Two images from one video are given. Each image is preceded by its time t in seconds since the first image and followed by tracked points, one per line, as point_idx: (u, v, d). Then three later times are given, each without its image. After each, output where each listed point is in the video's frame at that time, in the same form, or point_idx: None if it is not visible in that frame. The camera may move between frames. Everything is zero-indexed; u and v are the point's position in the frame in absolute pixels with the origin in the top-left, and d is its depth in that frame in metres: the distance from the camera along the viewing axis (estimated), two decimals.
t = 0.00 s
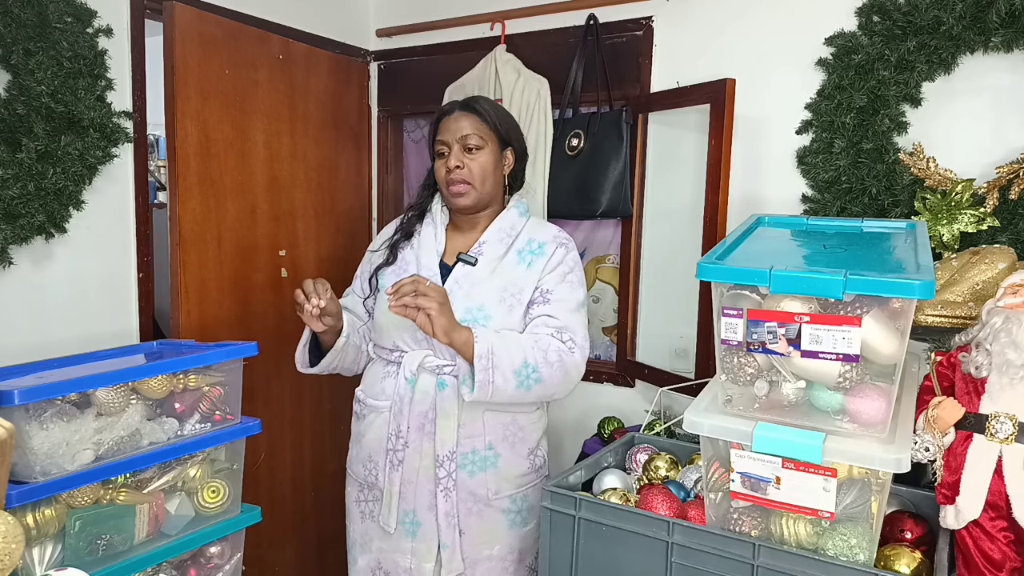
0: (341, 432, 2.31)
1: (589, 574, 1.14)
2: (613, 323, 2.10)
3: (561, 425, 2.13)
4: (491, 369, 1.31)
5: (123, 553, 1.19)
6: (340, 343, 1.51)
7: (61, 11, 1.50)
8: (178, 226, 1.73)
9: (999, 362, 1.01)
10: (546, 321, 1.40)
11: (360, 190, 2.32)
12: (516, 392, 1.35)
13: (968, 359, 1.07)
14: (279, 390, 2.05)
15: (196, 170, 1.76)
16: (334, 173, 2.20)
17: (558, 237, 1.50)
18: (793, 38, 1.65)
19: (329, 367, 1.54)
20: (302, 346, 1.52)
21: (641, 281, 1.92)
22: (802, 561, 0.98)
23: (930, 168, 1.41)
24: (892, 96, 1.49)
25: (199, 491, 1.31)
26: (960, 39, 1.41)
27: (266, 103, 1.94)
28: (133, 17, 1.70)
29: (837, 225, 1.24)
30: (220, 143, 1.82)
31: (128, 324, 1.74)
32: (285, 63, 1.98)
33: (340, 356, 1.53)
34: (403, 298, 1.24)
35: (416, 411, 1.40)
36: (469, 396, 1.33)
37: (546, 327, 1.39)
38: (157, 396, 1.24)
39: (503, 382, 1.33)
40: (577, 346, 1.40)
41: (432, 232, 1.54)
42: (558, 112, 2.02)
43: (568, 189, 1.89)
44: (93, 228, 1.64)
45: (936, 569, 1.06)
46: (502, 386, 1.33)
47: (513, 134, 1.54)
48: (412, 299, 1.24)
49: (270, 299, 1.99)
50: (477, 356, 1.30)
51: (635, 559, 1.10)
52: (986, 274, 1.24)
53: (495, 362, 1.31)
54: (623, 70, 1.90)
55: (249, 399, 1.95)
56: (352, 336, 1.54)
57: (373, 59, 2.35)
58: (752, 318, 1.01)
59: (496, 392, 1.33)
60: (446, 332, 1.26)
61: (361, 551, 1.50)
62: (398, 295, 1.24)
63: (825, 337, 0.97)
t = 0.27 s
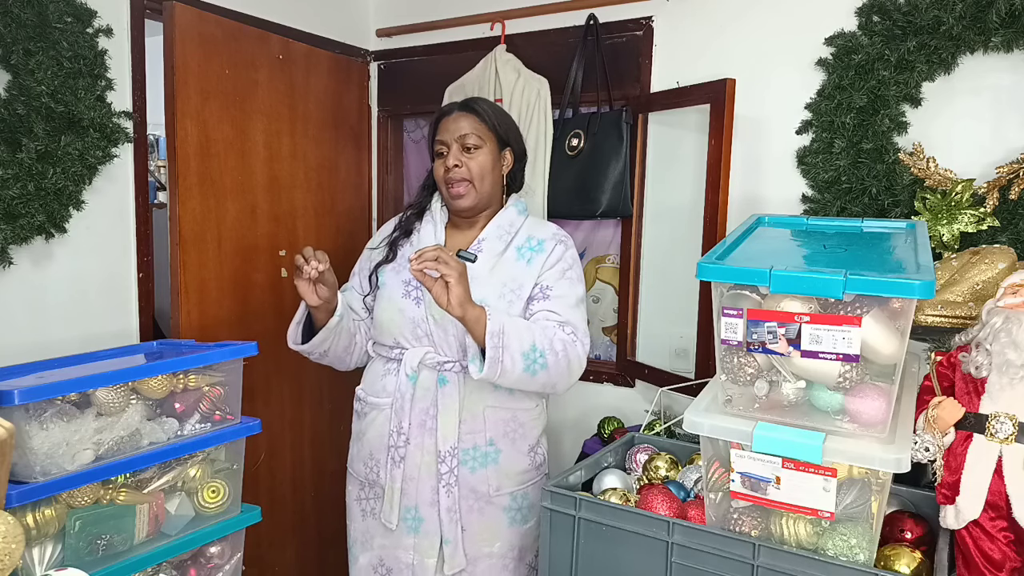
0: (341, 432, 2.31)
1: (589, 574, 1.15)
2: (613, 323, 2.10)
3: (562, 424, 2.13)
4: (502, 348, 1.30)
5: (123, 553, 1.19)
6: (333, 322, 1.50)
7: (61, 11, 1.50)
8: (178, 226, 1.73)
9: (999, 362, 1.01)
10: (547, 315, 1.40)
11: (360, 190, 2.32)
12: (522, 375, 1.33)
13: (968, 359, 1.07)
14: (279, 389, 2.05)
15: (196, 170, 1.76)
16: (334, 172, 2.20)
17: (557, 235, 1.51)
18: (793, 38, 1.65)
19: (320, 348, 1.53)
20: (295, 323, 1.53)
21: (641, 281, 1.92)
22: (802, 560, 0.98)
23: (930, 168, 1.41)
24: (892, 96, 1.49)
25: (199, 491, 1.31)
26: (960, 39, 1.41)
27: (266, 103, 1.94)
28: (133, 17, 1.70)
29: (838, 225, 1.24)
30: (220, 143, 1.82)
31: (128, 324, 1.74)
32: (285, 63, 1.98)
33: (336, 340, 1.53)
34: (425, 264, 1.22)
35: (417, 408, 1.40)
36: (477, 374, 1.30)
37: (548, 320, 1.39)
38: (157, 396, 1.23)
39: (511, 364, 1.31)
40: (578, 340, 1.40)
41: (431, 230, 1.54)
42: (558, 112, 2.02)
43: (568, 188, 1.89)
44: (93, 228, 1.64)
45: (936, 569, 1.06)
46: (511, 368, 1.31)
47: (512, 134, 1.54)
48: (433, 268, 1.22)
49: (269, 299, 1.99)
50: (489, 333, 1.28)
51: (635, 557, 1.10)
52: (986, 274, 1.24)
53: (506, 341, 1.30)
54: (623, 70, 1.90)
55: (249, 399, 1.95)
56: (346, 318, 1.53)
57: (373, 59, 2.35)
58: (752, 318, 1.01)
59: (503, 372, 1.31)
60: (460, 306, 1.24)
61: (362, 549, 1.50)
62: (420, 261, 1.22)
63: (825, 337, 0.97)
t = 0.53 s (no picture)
0: (341, 431, 2.30)
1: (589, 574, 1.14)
2: (613, 323, 2.10)
3: (561, 424, 2.13)
4: (502, 354, 1.30)
5: (123, 553, 1.19)
6: (333, 326, 1.50)
7: (61, 11, 1.50)
8: (178, 226, 1.73)
9: (999, 362, 1.01)
10: (548, 313, 1.41)
11: (360, 190, 2.32)
12: (524, 379, 1.34)
13: (968, 359, 1.07)
14: (279, 389, 2.05)
15: (196, 170, 1.76)
16: (334, 172, 2.20)
17: (556, 233, 1.51)
18: (793, 38, 1.64)
19: (321, 352, 1.54)
20: (296, 326, 1.54)
21: (641, 281, 1.92)
22: (802, 560, 0.98)
23: (930, 168, 1.41)
24: (893, 96, 1.49)
25: (198, 491, 1.31)
26: (960, 39, 1.41)
27: (266, 103, 1.94)
28: (132, 17, 1.70)
29: (837, 225, 1.24)
30: (220, 143, 1.82)
31: (128, 324, 1.74)
32: (284, 63, 1.98)
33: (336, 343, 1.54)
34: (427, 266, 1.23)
35: (416, 403, 1.40)
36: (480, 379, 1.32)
37: (550, 319, 1.39)
38: (157, 396, 1.23)
39: (512, 369, 1.32)
40: (579, 338, 1.40)
41: (430, 228, 1.53)
42: (558, 112, 2.01)
43: (568, 189, 1.89)
44: (93, 228, 1.64)
45: (936, 569, 1.06)
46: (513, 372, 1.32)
47: (512, 134, 1.54)
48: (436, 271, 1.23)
49: (269, 299, 1.98)
50: (490, 339, 1.29)
51: (635, 556, 1.10)
52: (986, 274, 1.24)
53: (506, 347, 1.31)
54: (623, 70, 1.90)
55: (249, 399, 1.95)
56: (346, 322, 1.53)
57: (373, 59, 2.35)
58: (752, 318, 1.01)
59: (505, 377, 1.32)
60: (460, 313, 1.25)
61: (362, 548, 1.50)
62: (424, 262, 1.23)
63: (825, 337, 0.97)
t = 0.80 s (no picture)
0: (341, 431, 2.31)
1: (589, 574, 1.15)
2: (613, 323, 2.10)
3: (561, 423, 2.13)
4: (506, 386, 1.33)
5: (123, 553, 1.19)
6: (342, 346, 1.52)
7: (61, 11, 1.50)
8: (178, 226, 1.73)
9: (999, 362, 1.01)
10: (551, 324, 1.42)
11: (360, 190, 2.32)
12: (530, 402, 1.37)
13: (968, 359, 1.07)
14: (279, 389, 2.05)
15: (196, 170, 1.76)
16: (334, 172, 2.20)
17: (555, 234, 1.51)
18: (793, 38, 1.64)
19: (333, 369, 1.54)
20: (304, 349, 1.53)
21: (641, 280, 1.92)
22: (802, 560, 0.98)
23: (930, 168, 1.41)
24: (892, 96, 1.49)
25: (199, 491, 1.31)
26: (960, 39, 1.41)
27: (266, 103, 1.94)
28: (133, 17, 1.70)
29: (837, 225, 1.24)
30: (220, 143, 1.82)
31: (128, 324, 1.74)
32: (285, 63, 1.98)
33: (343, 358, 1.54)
34: (422, 321, 1.23)
35: (415, 404, 1.40)
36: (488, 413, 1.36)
37: (552, 331, 1.41)
38: (157, 396, 1.23)
39: (517, 395, 1.35)
40: (580, 347, 1.42)
41: (427, 229, 1.52)
42: (558, 112, 2.02)
43: (568, 189, 1.89)
44: (93, 228, 1.64)
45: (936, 568, 1.06)
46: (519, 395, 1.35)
47: (512, 134, 1.55)
48: (431, 322, 1.24)
49: (269, 299, 1.99)
50: (493, 374, 1.32)
51: (635, 555, 1.10)
52: (986, 274, 1.24)
53: (509, 378, 1.33)
54: (622, 70, 1.90)
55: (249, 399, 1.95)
56: (353, 337, 1.54)
57: (373, 59, 2.35)
58: (752, 318, 1.01)
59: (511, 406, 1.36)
60: (462, 353, 1.27)
61: (362, 548, 1.50)
62: (417, 318, 1.23)
63: (825, 337, 0.97)
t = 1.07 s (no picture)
0: (341, 431, 2.31)
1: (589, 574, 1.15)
2: (613, 323, 2.10)
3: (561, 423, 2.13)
4: (505, 380, 1.33)
5: (123, 553, 1.19)
6: (343, 344, 1.53)
7: (61, 11, 1.50)
8: (178, 226, 1.73)
9: (999, 362, 1.01)
10: (551, 324, 1.42)
11: (360, 190, 2.32)
12: (529, 399, 1.37)
13: (968, 359, 1.07)
14: (279, 389, 2.05)
15: (196, 170, 1.76)
16: (334, 172, 2.20)
17: (554, 234, 1.51)
18: (793, 38, 1.64)
19: (333, 368, 1.55)
20: (306, 348, 1.54)
21: (641, 280, 1.92)
22: (802, 560, 0.98)
23: (930, 168, 1.41)
24: (892, 96, 1.49)
25: (199, 491, 1.31)
26: (960, 39, 1.41)
27: (266, 103, 1.94)
28: (133, 17, 1.70)
29: (837, 225, 1.24)
30: (220, 143, 1.82)
31: (128, 324, 1.74)
32: (285, 63, 1.98)
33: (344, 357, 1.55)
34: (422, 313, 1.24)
35: (415, 404, 1.40)
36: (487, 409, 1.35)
37: (552, 331, 1.41)
38: (157, 396, 1.23)
39: (516, 392, 1.35)
40: (580, 347, 1.42)
41: (428, 229, 1.52)
42: (558, 112, 2.02)
43: (568, 189, 1.89)
44: (93, 228, 1.64)
45: (936, 568, 1.06)
46: (518, 392, 1.35)
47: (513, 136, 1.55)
48: (429, 315, 1.24)
49: (269, 299, 1.98)
50: (491, 370, 1.32)
51: (635, 556, 1.10)
52: (986, 274, 1.24)
53: (508, 373, 1.33)
54: (623, 70, 1.90)
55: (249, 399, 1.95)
56: (354, 337, 1.55)
57: (373, 59, 2.35)
58: (752, 318, 1.01)
59: (510, 401, 1.35)
60: (462, 347, 1.27)
61: (362, 548, 1.50)
62: (416, 310, 1.24)
63: (825, 337, 0.97)
